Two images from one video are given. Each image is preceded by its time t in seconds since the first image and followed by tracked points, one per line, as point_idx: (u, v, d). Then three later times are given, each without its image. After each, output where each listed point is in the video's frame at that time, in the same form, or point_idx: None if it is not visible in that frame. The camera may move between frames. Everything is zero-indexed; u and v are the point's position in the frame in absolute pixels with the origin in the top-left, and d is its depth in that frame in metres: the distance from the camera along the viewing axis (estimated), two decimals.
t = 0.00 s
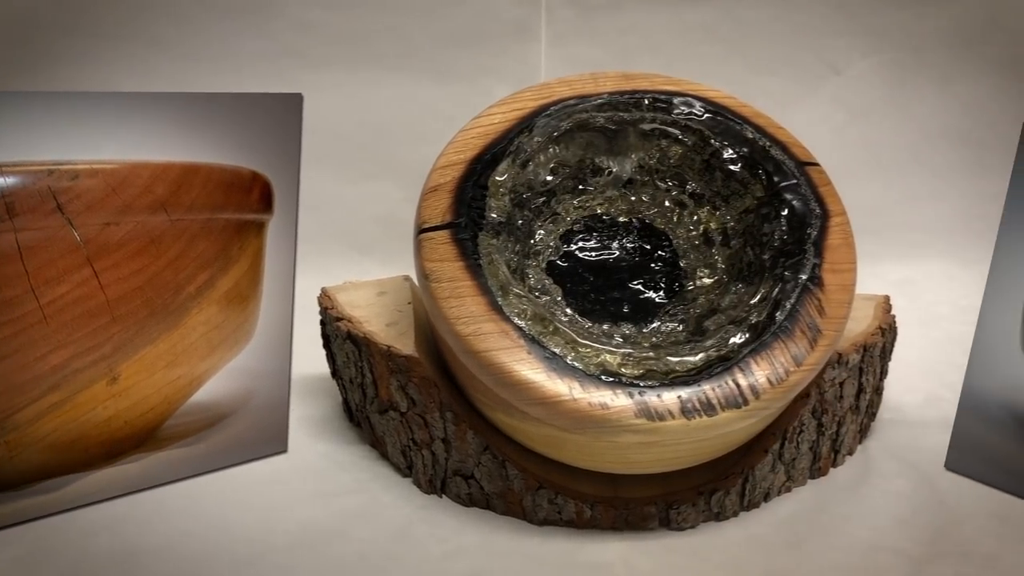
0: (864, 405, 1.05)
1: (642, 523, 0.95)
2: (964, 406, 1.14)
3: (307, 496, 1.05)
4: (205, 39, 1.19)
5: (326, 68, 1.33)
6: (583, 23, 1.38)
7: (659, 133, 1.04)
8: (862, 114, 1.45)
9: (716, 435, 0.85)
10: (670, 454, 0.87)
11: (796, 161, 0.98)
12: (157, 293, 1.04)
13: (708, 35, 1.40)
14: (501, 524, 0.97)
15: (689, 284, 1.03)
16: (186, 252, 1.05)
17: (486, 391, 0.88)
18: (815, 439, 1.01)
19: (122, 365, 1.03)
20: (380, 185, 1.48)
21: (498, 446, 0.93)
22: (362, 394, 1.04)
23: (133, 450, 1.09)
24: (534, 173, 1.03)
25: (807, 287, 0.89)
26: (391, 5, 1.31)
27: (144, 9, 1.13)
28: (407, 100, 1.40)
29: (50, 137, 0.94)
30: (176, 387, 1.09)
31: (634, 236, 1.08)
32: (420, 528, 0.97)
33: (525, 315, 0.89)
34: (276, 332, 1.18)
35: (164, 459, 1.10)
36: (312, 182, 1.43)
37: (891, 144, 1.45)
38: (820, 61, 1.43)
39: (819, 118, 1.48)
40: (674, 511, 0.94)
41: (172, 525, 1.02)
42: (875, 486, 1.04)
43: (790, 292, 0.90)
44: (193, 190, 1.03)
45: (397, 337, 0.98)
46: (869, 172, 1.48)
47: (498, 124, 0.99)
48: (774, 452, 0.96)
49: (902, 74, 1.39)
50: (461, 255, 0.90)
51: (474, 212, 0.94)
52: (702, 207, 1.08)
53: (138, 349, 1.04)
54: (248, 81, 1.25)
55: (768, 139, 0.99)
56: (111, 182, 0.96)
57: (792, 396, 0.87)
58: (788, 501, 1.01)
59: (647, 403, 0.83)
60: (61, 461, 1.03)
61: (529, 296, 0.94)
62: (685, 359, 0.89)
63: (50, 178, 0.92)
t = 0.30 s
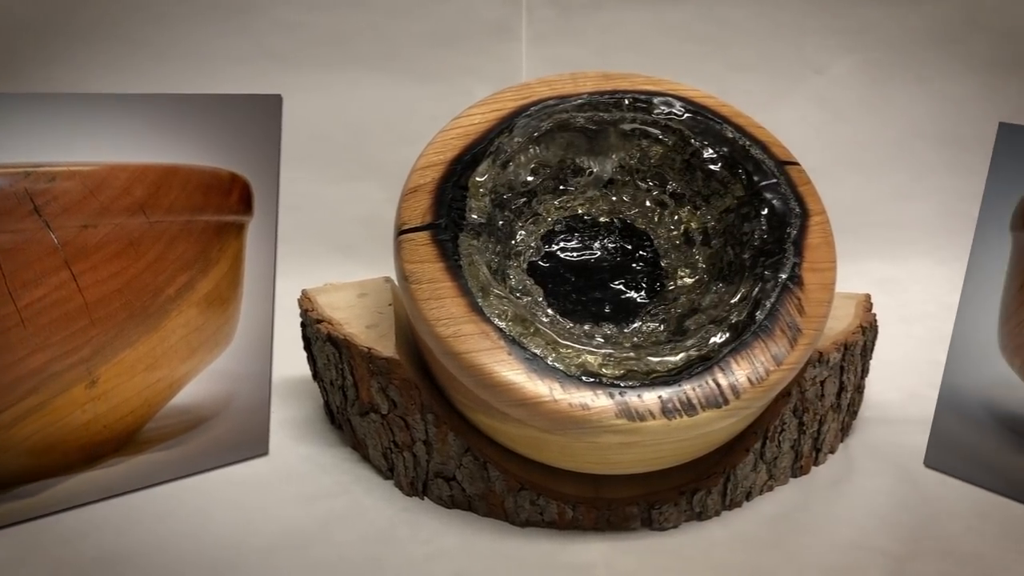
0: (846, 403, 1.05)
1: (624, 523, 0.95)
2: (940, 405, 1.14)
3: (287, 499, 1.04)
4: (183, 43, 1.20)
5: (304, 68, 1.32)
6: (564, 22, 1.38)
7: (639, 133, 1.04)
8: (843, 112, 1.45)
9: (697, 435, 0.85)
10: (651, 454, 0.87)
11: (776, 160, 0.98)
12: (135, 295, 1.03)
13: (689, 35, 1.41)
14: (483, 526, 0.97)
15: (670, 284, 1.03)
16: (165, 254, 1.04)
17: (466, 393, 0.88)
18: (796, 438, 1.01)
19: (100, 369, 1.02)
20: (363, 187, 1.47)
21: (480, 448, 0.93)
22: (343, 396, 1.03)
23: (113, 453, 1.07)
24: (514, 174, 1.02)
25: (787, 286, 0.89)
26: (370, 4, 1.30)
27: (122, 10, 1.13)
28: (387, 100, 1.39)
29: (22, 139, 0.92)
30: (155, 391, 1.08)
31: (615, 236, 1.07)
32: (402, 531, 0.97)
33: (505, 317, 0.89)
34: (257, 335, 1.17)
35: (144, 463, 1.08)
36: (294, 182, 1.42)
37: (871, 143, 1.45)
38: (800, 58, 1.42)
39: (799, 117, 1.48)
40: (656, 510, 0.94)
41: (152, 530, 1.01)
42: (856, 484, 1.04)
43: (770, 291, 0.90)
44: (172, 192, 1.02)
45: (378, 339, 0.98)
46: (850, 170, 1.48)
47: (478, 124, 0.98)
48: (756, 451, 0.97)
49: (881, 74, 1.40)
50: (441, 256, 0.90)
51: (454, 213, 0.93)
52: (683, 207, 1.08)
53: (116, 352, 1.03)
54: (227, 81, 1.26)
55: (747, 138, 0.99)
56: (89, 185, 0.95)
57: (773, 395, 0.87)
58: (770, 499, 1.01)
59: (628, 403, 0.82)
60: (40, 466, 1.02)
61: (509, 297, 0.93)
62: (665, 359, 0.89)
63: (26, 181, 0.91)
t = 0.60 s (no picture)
0: (821, 403, 1.05)
1: (599, 525, 0.94)
2: (911, 401, 1.12)
3: (260, 505, 1.04)
4: (154, 43, 1.21)
5: (276, 69, 1.32)
6: (537, 22, 1.38)
7: (612, 134, 1.04)
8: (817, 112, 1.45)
9: (669, 437, 0.85)
10: (624, 455, 0.86)
11: (748, 160, 0.98)
12: (106, 299, 1.02)
13: (663, 35, 1.41)
14: (457, 530, 0.96)
15: (644, 285, 1.03)
16: (137, 256, 1.03)
17: (438, 396, 0.87)
18: (770, 438, 1.00)
19: (71, 373, 1.01)
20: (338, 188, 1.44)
21: (453, 451, 0.93)
22: (315, 401, 1.02)
23: (84, 458, 1.06)
24: (487, 175, 1.02)
25: (759, 286, 0.89)
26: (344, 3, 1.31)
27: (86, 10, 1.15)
28: (361, 100, 1.38)
29: None
30: (128, 395, 1.07)
31: (589, 237, 1.07)
32: (375, 536, 0.96)
33: (477, 319, 0.88)
34: (230, 338, 1.15)
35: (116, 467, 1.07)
36: (268, 185, 1.41)
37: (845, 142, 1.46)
38: (775, 58, 1.42)
39: (775, 117, 1.47)
40: (630, 512, 0.94)
41: (123, 537, 1.00)
42: (830, 484, 1.04)
43: (742, 291, 0.90)
44: (143, 195, 1.01)
45: (349, 342, 0.97)
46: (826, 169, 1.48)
47: (450, 126, 0.98)
48: (730, 452, 0.96)
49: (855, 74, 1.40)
50: (412, 258, 0.89)
51: (425, 215, 0.93)
52: (657, 207, 1.08)
53: (87, 356, 1.02)
54: (198, 82, 1.26)
55: (720, 138, 0.99)
56: (59, 186, 0.95)
57: (745, 396, 0.87)
58: (745, 499, 1.01)
59: (599, 405, 0.82)
60: (10, 471, 1.01)
61: (482, 299, 0.93)
62: (638, 360, 0.88)
63: None
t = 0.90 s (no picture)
0: (800, 402, 1.05)
1: (579, 526, 0.94)
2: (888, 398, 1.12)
3: (239, 509, 1.03)
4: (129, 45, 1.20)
5: (253, 70, 1.32)
6: (516, 22, 1.39)
7: (590, 134, 1.04)
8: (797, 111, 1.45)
9: (648, 437, 0.85)
10: (603, 456, 0.86)
11: (726, 160, 0.98)
12: (82, 302, 1.00)
13: (642, 35, 1.41)
14: (436, 533, 0.96)
15: (623, 285, 1.03)
16: (114, 259, 1.01)
17: (416, 398, 0.87)
18: (750, 437, 1.00)
19: (47, 377, 1.00)
20: (316, 190, 1.43)
21: (431, 454, 0.92)
22: (293, 404, 1.02)
23: (62, 463, 1.05)
24: (465, 176, 1.01)
25: (736, 286, 0.90)
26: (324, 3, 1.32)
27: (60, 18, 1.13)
28: (339, 100, 1.38)
29: None
30: (104, 399, 1.05)
31: (568, 237, 1.07)
32: (354, 539, 0.96)
33: (455, 321, 0.88)
34: (208, 340, 1.13)
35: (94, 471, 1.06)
36: (246, 187, 1.38)
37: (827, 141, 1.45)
38: (753, 58, 1.42)
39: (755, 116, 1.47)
40: (610, 513, 0.94)
41: (101, 543, 0.99)
42: (810, 482, 1.04)
43: (720, 291, 0.90)
44: (119, 197, 1.00)
45: (327, 344, 0.96)
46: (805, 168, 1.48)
47: (427, 126, 0.98)
48: (709, 452, 0.96)
49: (834, 72, 1.40)
50: (389, 260, 0.89)
51: (402, 217, 0.92)
52: (635, 207, 1.08)
53: (63, 360, 1.00)
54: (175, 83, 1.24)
55: (698, 138, 1.00)
56: (34, 189, 0.93)
57: (724, 395, 0.87)
58: (725, 499, 1.01)
59: (577, 406, 0.82)
60: None
61: (459, 300, 0.92)
62: (616, 361, 0.88)
63: None
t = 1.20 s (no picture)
0: (778, 401, 1.05)
1: (556, 528, 0.94)
2: (864, 397, 1.12)
3: (214, 514, 1.02)
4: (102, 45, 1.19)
5: (228, 71, 1.30)
6: (493, 23, 1.38)
7: (567, 134, 1.03)
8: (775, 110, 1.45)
9: (624, 439, 0.84)
10: (579, 459, 0.86)
11: (702, 160, 0.98)
12: (55, 305, 0.99)
13: (620, 35, 1.40)
14: (413, 537, 0.95)
15: (599, 286, 1.02)
16: (88, 262, 1.00)
17: (391, 401, 0.86)
18: (727, 438, 1.00)
19: (20, 382, 0.98)
20: (295, 191, 1.41)
21: (407, 457, 0.92)
22: (268, 408, 1.01)
23: (34, 468, 1.03)
24: (440, 177, 1.01)
25: (712, 286, 0.89)
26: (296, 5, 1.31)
27: (35, 16, 1.14)
28: (316, 101, 1.37)
29: None
30: (78, 403, 1.04)
31: (545, 239, 1.07)
32: (330, 544, 0.96)
33: (430, 323, 0.87)
34: (183, 343, 1.11)
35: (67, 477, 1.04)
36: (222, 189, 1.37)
37: (807, 139, 1.45)
38: (731, 58, 1.42)
39: (734, 115, 1.46)
40: (587, 515, 0.93)
41: (73, 549, 0.98)
42: (788, 482, 1.04)
43: (695, 292, 0.89)
44: (92, 199, 0.98)
45: (301, 348, 0.96)
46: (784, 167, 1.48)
47: (402, 127, 0.97)
48: (687, 453, 0.96)
49: (814, 72, 1.40)
50: (363, 262, 0.88)
51: (377, 218, 0.91)
52: (612, 208, 1.07)
53: (36, 364, 0.99)
54: (148, 85, 1.23)
55: (673, 138, 0.99)
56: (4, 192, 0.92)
57: (700, 396, 0.87)
58: (703, 500, 1.01)
59: (553, 408, 0.81)
60: None
61: (434, 303, 0.92)
62: (591, 362, 0.88)
63: None
